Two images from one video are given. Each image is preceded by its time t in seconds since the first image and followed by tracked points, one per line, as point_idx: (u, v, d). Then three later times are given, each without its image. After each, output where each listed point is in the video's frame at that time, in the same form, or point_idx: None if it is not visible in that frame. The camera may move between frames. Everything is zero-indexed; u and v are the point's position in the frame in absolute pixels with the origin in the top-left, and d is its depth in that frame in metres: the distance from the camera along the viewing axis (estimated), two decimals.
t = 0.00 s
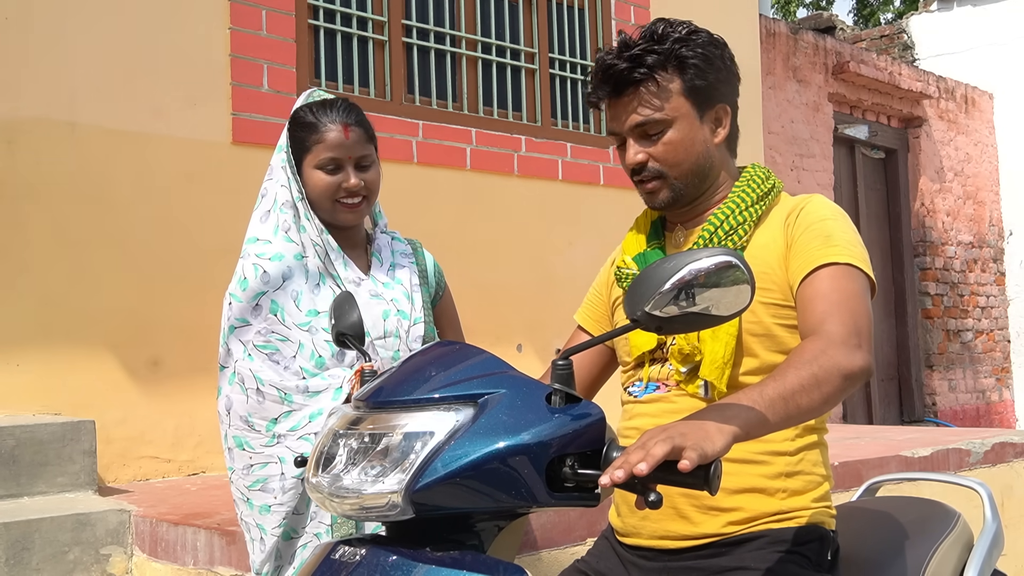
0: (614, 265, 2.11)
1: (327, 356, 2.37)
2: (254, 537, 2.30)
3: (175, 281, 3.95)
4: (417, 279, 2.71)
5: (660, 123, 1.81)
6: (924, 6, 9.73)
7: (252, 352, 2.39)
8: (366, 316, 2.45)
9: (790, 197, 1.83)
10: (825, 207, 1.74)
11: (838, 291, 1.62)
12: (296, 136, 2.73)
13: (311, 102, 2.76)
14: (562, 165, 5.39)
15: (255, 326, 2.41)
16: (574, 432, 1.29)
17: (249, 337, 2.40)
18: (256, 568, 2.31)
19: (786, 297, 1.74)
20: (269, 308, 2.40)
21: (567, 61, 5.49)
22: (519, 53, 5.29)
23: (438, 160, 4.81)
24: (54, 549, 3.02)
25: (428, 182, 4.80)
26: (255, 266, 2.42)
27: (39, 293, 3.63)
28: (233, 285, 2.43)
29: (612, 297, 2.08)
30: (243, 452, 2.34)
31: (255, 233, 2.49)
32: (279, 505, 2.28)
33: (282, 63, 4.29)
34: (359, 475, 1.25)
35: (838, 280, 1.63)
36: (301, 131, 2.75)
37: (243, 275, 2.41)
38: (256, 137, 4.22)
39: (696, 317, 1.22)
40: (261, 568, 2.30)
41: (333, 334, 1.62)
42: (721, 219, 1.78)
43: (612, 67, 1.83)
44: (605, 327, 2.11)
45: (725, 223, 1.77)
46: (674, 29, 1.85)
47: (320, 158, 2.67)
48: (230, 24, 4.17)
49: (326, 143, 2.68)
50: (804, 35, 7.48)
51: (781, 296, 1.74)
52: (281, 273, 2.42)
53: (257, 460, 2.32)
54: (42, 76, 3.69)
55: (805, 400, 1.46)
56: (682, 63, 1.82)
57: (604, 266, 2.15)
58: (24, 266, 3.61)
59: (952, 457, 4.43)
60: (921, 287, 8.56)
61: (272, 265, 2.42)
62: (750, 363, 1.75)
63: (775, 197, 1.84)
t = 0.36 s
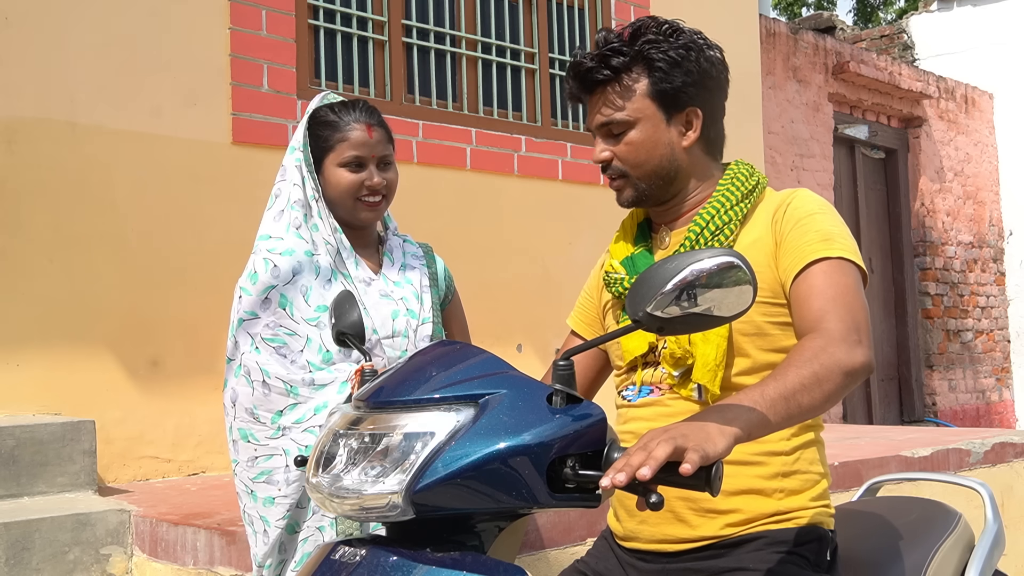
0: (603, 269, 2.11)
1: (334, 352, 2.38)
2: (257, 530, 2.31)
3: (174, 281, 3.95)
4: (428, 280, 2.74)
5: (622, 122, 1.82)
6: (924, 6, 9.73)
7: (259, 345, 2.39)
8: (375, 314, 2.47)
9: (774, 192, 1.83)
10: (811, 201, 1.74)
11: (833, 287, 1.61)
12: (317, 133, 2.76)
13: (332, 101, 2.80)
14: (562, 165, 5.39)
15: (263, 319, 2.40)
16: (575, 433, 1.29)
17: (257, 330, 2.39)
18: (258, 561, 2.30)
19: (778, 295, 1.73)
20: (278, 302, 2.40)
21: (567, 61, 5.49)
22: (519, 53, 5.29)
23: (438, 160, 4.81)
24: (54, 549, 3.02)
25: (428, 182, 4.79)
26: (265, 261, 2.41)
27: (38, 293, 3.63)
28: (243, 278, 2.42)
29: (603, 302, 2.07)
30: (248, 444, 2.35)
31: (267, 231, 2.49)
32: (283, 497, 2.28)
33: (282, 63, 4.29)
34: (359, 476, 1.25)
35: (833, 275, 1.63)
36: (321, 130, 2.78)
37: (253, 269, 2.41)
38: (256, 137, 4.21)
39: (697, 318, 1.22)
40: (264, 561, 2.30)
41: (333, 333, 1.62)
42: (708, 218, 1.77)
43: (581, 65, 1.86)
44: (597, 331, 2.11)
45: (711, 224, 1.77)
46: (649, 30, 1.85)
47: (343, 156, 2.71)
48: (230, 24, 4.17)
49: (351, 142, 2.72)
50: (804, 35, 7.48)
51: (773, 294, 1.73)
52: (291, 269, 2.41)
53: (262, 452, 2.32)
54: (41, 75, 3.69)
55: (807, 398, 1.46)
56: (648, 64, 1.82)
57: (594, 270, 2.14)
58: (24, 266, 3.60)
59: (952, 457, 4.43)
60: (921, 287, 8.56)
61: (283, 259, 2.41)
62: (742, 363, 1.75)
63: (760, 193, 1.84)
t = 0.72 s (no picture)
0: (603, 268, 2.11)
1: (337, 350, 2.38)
2: (259, 527, 2.30)
3: (174, 281, 3.95)
4: (430, 281, 2.74)
5: (635, 116, 1.82)
6: (924, 6, 9.73)
7: (262, 342, 2.39)
8: (378, 313, 2.47)
9: (775, 192, 1.83)
10: (812, 202, 1.74)
11: (833, 288, 1.61)
12: (321, 133, 2.76)
13: (336, 102, 2.80)
14: (562, 165, 5.39)
15: (267, 316, 2.40)
16: (574, 432, 1.29)
17: (261, 327, 2.39)
18: (260, 559, 2.29)
19: (776, 295, 1.73)
20: (282, 299, 2.41)
21: (567, 61, 5.49)
22: (519, 53, 5.29)
23: (438, 160, 4.81)
24: (54, 548, 3.02)
25: (428, 182, 4.79)
26: (269, 258, 2.42)
27: (38, 293, 3.63)
28: (247, 276, 2.43)
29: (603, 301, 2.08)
30: (251, 441, 2.34)
31: (271, 229, 2.49)
32: (286, 494, 2.28)
33: (282, 63, 4.29)
34: (358, 475, 1.25)
35: (832, 276, 1.63)
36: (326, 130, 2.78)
37: (257, 267, 2.42)
38: (256, 137, 4.21)
39: (695, 318, 1.23)
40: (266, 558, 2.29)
41: (332, 334, 1.63)
42: (706, 218, 1.77)
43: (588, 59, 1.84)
44: (597, 330, 2.11)
45: (710, 223, 1.77)
46: (654, 25, 1.86)
47: (348, 156, 2.72)
48: (230, 24, 4.17)
49: (355, 142, 2.73)
50: (804, 35, 7.48)
51: (770, 294, 1.73)
52: (295, 266, 2.42)
53: (265, 449, 2.32)
54: (41, 76, 3.69)
55: (804, 399, 1.46)
56: (656, 56, 1.82)
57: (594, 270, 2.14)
58: (24, 266, 3.61)
59: (952, 457, 4.43)
60: (921, 287, 8.56)
61: (288, 257, 2.42)
62: (740, 363, 1.75)
63: (760, 192, 1.84)
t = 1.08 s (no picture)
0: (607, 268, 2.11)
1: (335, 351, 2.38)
2: (260, 529, 2.30)
3: (174, 281, 3.95)
4: (427, 280, 2.74)
5: (637, 122, 1.81)
6: (924, 6, 9.73)
7: (259, 344, 2.39)
8: (375, 314, 2.47)
9: (779, 194, 1.83)
10: (814, 204, 1.74)
11: (833, 288, 1.61)
12: (314, 134, 2.76)
13: (330, 102, 2.79)
14: (562, 165, 5.39)
15: (263, 319, 2.40)
16: (573, 432, 1.29)
17: (258, 330, 2.39)
18: (262, 561, 2.30)
19: (777, 296, 1.73)
20: (278, 302, 2.40)
21: (567, 61, 5.49)
22: (519, 53, 5.29)
23: (437, 160, 4.81)
24: (54, 549, 3.02)
25: (428, 182, 4.79)
26: (264, 261, 2.41)
27: (38, 293, 3.63)
28: (243, 279, 2.43)
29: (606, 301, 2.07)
30: (251, 443, 2.35)
31: (266, 230, 2.49)
32: (286, 496, 2.29)
33: (282, 63, 4.29)
34: (358, 475, 1.25)
35: (832, 277, 1.63)
36: (319, 131, 2.78)
37: (252, 269, 2.41)
38: (256, 137, 4.21)
39: (693, 317, 1.23)
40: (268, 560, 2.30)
41: (332, 335, 1.63)
42: (710, 218, 1.77)
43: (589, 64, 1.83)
44: (600, 330, 2.10)
45: (714, 223, 1.76)
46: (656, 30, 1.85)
47: (341, 157, 2.71)
48: (230, 24, 4.17)
49: (349, 142, 2.72)
50: (804, 35, 7.47)
51: (772, 294, 1.73)
52: (291, 269, 2.41)
53: (265, 451, 2.33)
54: (41, 76, 3.69)
55: (803, 398, 1.46)
56: (657, 61, 1.82)
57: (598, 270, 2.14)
58: (24, 266, 3.61)
59: (952, 457, 4.43)
60: (921, 287, 8.56)
61: (283, 260, 2.41)
62: (742, 363, 1.75)
63: (763, 194, 1.84)
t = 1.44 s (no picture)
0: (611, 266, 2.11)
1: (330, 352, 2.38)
2: (257, 531, 2.32)
3: (174, 281, 3.95)
4: (422, 279, 2.74)
5: (643, 119, 1.82)
6: (925, 6, 9.73)
7: (254, 346, 2.39)
8: (369, 314, 2.47)
9: (784, 194, 1.82)
10: (820, 205, 1.73)
11: (836, 288, 1.61)
12: (306, 134, 2.77)
13: (323, 101, 2.79)
14: (562, 165, 5.39)
15: (258, 321, 2.40)
16: (574, 432, 1.29)
17: (252, 332, 2.40)
18: (259, 563, 2.32)
19: (781, 296, 1.73)
20: (272, 303, 2.40)
21: (567, 61, 5.49)
22: (519, 53, 5.29)
23: (437, 159, 4.81)
24: (54, 549, 3.02)
25: (429, 182, 4.79)
26: (258, 262, 2.42)
27: (38, 294, 3.63)
28: (238, 281, 2.44)
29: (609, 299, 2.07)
30: (246, 446, 2.35)
31: (259, 229, 2.49)
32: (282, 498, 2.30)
33: (282, 63, 4.29)
34: (359, 475, 1.25)
35: (835, 277, 1.63)
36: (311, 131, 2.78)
37: (246, 271, 2.42)
38: (256, 137, 4.21)
39: (695, 317, 1.23)
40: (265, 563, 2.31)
41: (333, 334, 1.62)
42: (715, 218, 1.77)
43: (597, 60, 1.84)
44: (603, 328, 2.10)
45: (719, 223, 1.76)
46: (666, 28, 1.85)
47: (331, 157, 2.71)
48: (230, 24, 4.17)
49: (338, 142, 2.73)
50: (804, 35, 7.47)
51: (776, 295, 1.73)
52: (285, 270, 2.41)
53: (260, 454, 2.32)
54: (41, 76, 3.69)
55: (804, 397, 1.46)
56: (665, 59, 1.82)
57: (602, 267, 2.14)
58: (24, 266, 3.60)
59: (952, 457, 4.43)
60: (921, 287, 8.56)
61: (277, 261, 2.42)
62: (745, 363, 1.75)
63: (769, 194, 1.83)
